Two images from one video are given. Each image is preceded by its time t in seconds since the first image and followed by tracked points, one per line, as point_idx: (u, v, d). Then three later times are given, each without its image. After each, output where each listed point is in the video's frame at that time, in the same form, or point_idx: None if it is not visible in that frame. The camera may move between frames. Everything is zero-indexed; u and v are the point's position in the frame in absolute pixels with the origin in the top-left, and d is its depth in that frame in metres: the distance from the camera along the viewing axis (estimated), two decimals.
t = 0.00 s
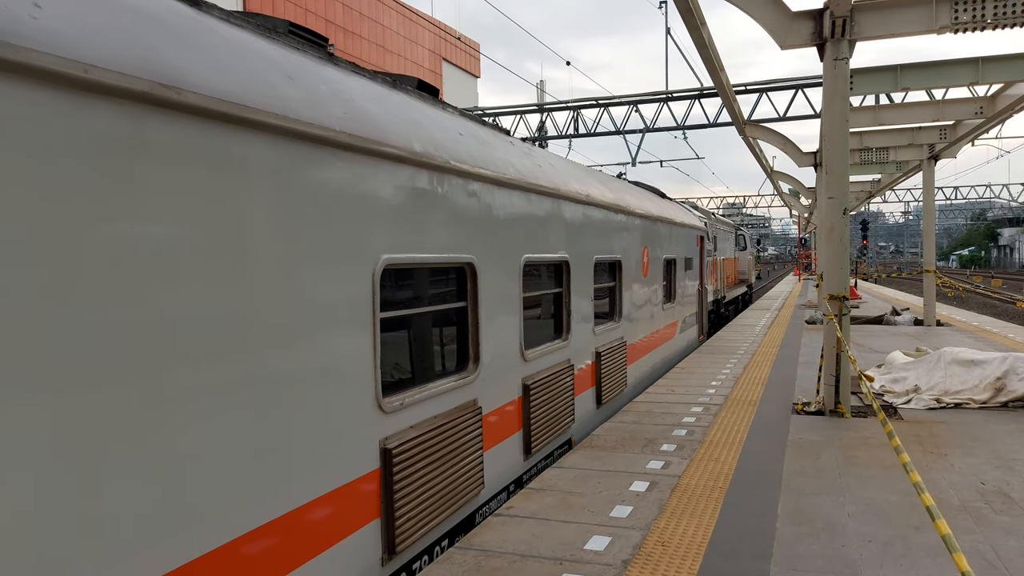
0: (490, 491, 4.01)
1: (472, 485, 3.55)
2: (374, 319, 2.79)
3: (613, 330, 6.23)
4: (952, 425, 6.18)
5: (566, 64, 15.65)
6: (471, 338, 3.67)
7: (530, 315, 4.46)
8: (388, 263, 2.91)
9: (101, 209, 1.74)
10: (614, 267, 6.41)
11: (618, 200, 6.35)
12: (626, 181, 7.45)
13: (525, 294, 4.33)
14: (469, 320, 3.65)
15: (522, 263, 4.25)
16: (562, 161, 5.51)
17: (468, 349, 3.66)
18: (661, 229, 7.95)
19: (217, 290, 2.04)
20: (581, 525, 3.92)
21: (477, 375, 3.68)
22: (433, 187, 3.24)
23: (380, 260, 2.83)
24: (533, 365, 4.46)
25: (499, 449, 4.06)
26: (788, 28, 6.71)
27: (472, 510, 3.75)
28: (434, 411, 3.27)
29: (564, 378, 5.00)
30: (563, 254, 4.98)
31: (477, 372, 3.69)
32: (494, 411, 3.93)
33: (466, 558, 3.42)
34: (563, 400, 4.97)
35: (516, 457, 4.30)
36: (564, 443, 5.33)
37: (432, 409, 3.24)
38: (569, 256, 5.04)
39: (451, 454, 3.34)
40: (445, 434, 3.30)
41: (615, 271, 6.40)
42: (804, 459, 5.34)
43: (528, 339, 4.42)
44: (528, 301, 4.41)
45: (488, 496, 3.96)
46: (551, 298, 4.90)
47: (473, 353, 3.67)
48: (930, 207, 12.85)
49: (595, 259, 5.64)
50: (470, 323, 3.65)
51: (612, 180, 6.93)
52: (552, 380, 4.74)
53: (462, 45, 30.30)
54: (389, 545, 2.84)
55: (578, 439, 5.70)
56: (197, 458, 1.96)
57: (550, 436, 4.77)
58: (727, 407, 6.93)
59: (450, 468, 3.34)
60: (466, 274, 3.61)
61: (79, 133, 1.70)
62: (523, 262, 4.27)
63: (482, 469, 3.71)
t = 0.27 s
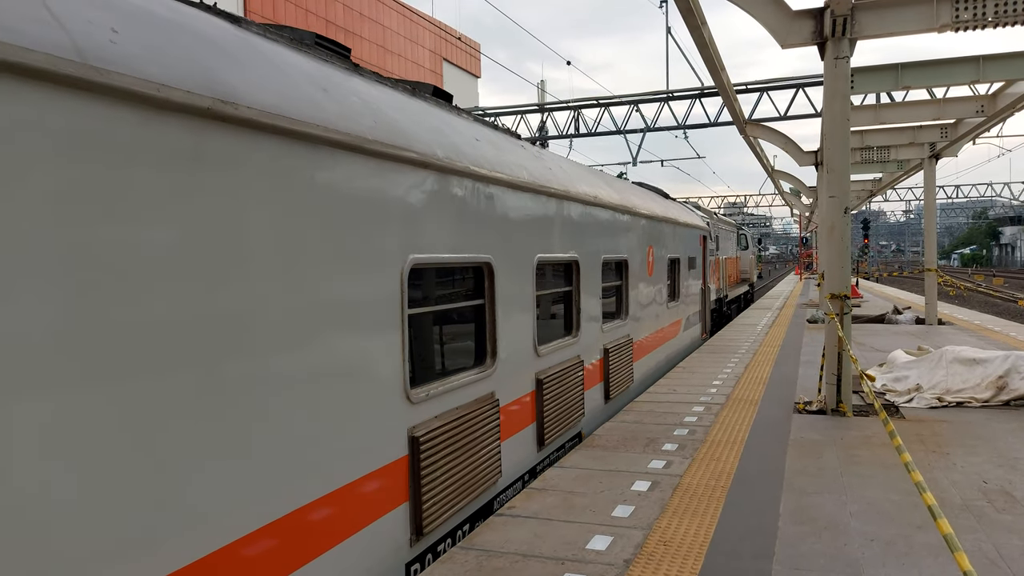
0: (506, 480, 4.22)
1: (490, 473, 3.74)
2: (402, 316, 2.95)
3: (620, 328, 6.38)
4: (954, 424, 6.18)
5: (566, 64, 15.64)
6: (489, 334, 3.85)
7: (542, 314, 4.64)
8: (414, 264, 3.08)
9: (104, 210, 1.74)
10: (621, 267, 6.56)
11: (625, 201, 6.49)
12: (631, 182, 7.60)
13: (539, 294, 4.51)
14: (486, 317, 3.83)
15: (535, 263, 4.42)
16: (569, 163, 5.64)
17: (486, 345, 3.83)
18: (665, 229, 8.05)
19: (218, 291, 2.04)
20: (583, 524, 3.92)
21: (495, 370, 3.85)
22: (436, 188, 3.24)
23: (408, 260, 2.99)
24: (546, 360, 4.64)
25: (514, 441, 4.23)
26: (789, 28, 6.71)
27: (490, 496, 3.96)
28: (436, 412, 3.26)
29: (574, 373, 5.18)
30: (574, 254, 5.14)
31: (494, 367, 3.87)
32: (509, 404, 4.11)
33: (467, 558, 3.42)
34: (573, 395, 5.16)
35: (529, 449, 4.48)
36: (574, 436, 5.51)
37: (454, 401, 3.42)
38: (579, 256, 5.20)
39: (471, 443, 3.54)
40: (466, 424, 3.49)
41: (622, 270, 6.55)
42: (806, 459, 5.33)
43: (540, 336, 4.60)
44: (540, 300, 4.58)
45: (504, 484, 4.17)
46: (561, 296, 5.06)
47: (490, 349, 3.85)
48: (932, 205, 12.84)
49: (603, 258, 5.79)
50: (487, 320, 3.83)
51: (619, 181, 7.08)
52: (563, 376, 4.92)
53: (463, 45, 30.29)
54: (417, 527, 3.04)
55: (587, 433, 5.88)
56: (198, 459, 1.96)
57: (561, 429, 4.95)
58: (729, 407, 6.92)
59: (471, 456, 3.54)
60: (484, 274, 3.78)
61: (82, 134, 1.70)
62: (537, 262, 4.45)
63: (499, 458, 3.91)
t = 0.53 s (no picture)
0: (522, 468, 4.44)
1: (507, 461, 3.94)
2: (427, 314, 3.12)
3: (628, 325, 6.54)
4: (955, 424, 6.17)
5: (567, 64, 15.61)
6: (506, 330, 4.03)
7: (555, 311, 4.81)
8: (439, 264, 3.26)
9: (104, 208, 1.73)
10: (627, 266, 6.70)
11: (631, 202, 6.61)
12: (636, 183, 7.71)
13: (552, 291, 4.69)
14: (503, 314, 4.00)
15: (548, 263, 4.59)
16: (575, 164, 5.73)
17: (502, 339, 4.01)
18: (669, 229, 8.14)
19: (219, 291, 2.03)
20: (584, 524, 3.92)
21: (512, 363, 4.03)
22: (437, 187, 3.24)
23: (433, 260, 3.17)
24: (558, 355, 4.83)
25: (528, 432, 4.42)
26: (790, 27, 6.70)
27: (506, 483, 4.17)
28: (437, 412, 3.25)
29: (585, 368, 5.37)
30: (584, 253, 5.30)
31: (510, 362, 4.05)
32: (524, 397, 4.30)
33: (468, 557, 3.42)
34: (583, 388, 5.34)
35: (542, 439, 4.67)
36: (583, 429, 5.70)
37: (474, 392, 3.61)
38: (589, 255, 5.36)
39: (490, 432, 3.73)
40: (485, 414, 3.68)
41: (628, 269, 6.68)
42: (807, 458, 5.33)
43: (553, 332, 4.78)
44: (553, 298, 4.76)
45: (519, 472, 4.37)
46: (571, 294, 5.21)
47: (507, 343, 4.02)
48: (933, 205, 12.83)
49: (611, 258, 5.94)
50: (504, 315, 4.01)
51: (626, 182, 7.22)
52: (574, 370, 5.11)
53: (463, 44, 30.26)
54: (441, 510, 3.26)
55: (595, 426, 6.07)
56: (198, 458, 1.95)
57: (571, 421, 5.14)
58: (731, 406, 6.91)
59: (489, 444, 3.73)
60: (501, 272, 3.96)
61: (81, 132, 1.70)
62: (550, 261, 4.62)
63: (515, 447, 4.10)
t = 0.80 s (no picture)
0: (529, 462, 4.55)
1: (520, 450, 4.15)
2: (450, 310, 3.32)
3: (633, 323, 6.70)
4: (955, 425, 6.17)
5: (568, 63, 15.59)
6: (520, 325, 4.23)
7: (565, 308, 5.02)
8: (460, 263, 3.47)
9: (106, 205, 1.72)
10: (632, 265, 6.84)
11: (636, 203, 6.73)
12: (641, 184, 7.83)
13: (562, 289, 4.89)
14: (518, 310, 4.19)
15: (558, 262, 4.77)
16: (579, 165, 5.80)
17: (517, 334, 4.20)
18: (673, 229, 8.23)
19: (220, 289, 2.03)
20: (583, 523, 3.92)
21: (525, 357, 4.23)
22: (438, 186, 3.24)
23: (455, 259, 3.37)
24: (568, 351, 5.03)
25: (540, 424, 4.62)
26: (791, 27, 6.69)
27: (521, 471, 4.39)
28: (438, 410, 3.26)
29: (593, 363, 5.56)
30: (592, 253, 5.47)
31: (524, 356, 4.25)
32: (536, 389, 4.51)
33: (468, 556, 3.41)
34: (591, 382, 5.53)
35: (552, 431, 4.87)
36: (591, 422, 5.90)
37: (491, 383, 3.82)
38: (597, 254, 5.53)
39: (505, 422, 3.94)
40: (501, 405, 3.89)
41: (633, 268, 6.82)
42: (807, 459, 5.33)
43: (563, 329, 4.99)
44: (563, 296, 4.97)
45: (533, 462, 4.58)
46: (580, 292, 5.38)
47: (521, 337, 4.22)
48: (933, 206, 12.84)
49: (617, 257, 6.09)
50: (519, 311, 4.20)
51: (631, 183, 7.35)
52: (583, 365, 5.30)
53: (463, 43, 30.24)
54: (462, 494, 3.49)
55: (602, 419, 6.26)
56: (199, 457, 1.94)
57: (580, 414, 5.34)
58: (730, 407, 6.91)
59: (505, 434, 3.95)
60: (516, 271, 4.16)
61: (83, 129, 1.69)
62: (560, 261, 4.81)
63: (528, 437, 4.31)
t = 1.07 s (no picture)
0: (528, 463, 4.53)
1: (534, 440, 4.36)
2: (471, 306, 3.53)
3: (639, 321, 6.82)
4: (955, 425, 6.16)
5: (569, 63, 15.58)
6: (534, 322, 4.42)
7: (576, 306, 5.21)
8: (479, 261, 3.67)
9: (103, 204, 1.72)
10: (638, 265, 6.94)
11: (642, 204, 6.83)
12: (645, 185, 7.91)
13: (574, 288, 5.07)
14: (532, 308, 4.39)
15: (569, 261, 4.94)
16: (583, 165, 5.85)
17: (531, 330, 4.39)
18: (677, 229, 8.28)
19: (219, 288, 2.02)
20: (583, 523, 3.92)
21: (539, 352, 4.43)
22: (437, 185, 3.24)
23: (475, 258, 3.58)
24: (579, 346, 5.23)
25: (552, 416, 4.81)
26: (792, 27, 6.69)
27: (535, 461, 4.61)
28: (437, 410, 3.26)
29: (601, 359, 5.73)
30: (600, 253, 5.61)
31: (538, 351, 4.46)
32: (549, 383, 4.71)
33: (467, 556, 3.41)
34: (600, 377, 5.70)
35: (563, 423, 5.07)
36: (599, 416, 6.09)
37: (508, 376, 4.03)
38: (605, 254, 5.68)
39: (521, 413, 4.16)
40: (517, 397, 4.10)
41: (640, 268, 6.90)
42: (806, 459, 5.33)
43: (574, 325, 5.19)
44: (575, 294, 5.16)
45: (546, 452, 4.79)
46: (588, 291, 5.52)
47: (534, 333, 4.41)
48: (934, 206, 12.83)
49: (624, 257, 6.22)
50: (532, 308, 4.40)
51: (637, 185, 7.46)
52: (592, 360, 5.48)
53: (464, 43, 30.23)
54: (482, 480, 3.72)
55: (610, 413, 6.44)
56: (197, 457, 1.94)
57: (590, 408, 5.53)
58: (731, 407, 6.91)
59: (521, 424, 4.16)
60: (530, 269, 4.35)
61: (80, 128, 1.69)
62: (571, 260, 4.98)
63: (542, 428, 4.52)
